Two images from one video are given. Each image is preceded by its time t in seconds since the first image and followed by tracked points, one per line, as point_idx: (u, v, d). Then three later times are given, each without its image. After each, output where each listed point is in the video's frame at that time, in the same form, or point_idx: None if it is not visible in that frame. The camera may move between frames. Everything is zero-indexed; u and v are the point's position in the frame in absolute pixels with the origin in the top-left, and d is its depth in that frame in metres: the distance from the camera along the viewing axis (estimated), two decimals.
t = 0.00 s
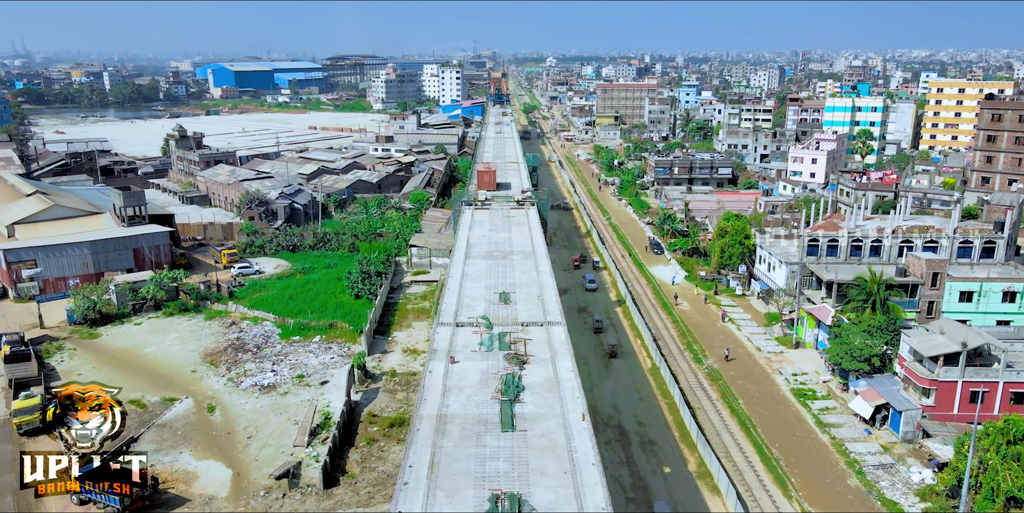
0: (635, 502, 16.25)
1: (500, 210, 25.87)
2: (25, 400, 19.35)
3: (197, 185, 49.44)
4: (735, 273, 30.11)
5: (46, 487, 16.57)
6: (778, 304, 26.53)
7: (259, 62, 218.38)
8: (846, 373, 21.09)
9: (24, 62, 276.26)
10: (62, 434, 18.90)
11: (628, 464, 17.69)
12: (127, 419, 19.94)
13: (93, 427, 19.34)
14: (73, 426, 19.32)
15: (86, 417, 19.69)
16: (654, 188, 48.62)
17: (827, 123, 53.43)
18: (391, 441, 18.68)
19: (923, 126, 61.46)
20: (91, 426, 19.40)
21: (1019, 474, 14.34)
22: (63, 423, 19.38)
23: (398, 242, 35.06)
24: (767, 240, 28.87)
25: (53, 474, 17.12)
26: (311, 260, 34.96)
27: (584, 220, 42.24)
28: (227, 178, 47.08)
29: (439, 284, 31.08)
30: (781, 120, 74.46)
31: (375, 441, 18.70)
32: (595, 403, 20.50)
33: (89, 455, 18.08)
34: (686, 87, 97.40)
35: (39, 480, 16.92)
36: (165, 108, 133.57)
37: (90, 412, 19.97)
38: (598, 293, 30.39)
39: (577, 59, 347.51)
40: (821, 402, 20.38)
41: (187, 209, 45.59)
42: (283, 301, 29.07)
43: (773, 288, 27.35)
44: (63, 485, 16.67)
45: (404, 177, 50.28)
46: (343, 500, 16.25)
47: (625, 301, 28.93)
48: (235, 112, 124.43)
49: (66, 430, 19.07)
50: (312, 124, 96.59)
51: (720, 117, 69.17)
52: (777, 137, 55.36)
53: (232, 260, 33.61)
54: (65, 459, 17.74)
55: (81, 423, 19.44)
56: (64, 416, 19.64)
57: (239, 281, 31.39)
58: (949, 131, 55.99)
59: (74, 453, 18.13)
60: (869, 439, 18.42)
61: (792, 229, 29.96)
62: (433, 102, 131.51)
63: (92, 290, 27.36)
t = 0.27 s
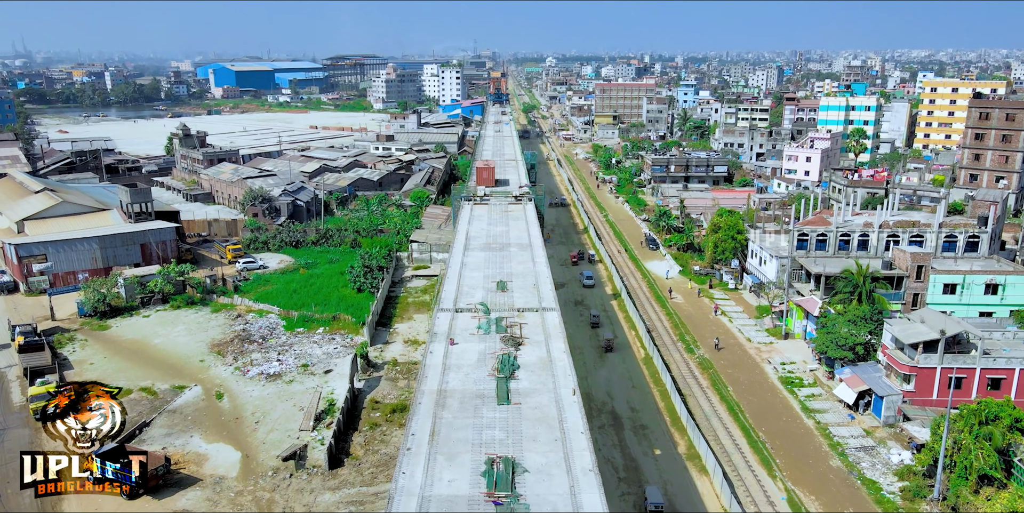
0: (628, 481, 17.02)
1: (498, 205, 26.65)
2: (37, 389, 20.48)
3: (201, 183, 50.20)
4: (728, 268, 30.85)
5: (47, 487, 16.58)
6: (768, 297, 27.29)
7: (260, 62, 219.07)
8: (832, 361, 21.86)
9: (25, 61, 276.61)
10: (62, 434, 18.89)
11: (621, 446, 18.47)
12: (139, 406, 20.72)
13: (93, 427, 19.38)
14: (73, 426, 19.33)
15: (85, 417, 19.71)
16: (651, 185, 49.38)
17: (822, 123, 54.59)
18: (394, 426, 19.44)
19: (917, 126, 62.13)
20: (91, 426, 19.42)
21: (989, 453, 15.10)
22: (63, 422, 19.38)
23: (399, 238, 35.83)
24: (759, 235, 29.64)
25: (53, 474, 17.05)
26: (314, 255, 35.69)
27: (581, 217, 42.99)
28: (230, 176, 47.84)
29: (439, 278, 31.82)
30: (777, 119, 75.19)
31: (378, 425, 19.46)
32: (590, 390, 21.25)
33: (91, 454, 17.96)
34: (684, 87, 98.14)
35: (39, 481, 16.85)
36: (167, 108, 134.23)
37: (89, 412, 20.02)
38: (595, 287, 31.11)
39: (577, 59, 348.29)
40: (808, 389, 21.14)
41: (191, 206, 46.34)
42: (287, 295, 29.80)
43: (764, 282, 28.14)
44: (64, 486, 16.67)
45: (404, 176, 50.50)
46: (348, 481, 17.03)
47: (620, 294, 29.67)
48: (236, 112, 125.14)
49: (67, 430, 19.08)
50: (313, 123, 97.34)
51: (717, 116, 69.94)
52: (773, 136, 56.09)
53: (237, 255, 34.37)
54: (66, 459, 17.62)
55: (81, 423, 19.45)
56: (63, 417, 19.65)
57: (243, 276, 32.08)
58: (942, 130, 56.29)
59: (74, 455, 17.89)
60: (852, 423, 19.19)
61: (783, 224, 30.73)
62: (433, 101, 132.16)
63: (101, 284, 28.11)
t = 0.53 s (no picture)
0: (619, 460, 17.87)
1: (496, 200, 27.53)
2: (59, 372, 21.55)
3: (204, 181, 51.02)
4: (721, 261, 31.67)
5: (46, 487, 16.78)
6: (759, 289, 28.11)
7: (261, 62, 219.71)
8: (818, 349, 22.71)
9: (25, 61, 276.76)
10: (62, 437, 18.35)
11: (613, 428, 19.33)
12: (151, 392, 21.57)
13: (92, 427, 18.62)
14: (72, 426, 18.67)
15: (85, 417, 19.01)
16: (648, 183, 50.21)
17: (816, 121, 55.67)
18: (396, 410, 20.30)
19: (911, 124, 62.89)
20: (91, 426, 18.69)
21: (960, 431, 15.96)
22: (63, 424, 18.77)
23: (401, 234, 36.68)
24: (750, 230, 30.47)
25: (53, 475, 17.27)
26: (317, 250, 36.51)
27: (579, 214, 43.81)
28: (234, 173, 48.67)
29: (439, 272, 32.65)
30: (773, 118, 76.01)
31: (381, 409, 20.31)
32: (584, 377, 22.09)
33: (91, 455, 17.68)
34: (681, 86, 98.98)
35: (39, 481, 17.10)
36: (168, 108, 134.89)
37: (90, 412, 19.34)
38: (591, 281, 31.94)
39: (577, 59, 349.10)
40: (794, 375, 21.98)
41: (195, 203, 47.16)
42: (291, 288, 30.62)
43: (755, 275, 28.97)
44: (63, 486, 16.84)
45: (405, 174, 51.34)
46: (353, 460, 17.89)
47: (615, 287, 30.49)
48: (237, 112, 125.91)
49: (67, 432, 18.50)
50: (314, 123, 98.13)
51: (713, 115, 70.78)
52: (768, 134, 56.91)
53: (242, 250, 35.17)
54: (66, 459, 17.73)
55: (81, 424, 18.76)
56: (63, 418, 19.03)
57: (249, 270, 32.88)
58: (936, 129, 56.95)
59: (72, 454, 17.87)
60: (835, 407, 20.04)
61: (774, 219, 31.59)
62: (433, 101, 132.89)
63: (111, 277, 28.94)
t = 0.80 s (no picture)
0: (612, 441, 18.73)
1: (496, 195, 28.41)
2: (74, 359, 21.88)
3: (208, 178, 51.86)
4: (714, 256, 32.51)
5: (46, 487, 16.49)
6: (750, 282, 28.95)
7: (261, 62, 220.63)
8: (805, 338, 23.56)
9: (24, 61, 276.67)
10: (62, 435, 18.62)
11: (606, 412, 20.19)
12: (162, 378, 22.42)
13: (93, 427, 18.99)
14: (73, 426, 18.89)
15: (85, 416, 19.23)
16: (645, 181, 51.08)
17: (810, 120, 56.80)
18: (399, 395, 21.15)
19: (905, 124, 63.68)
20: (91, 426, 19.00)
21: (934, 411, 16.80)
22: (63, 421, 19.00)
23: (402, 230, 37.55)
24: (743, 225, 31.33)
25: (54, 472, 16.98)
26: (320, 246, 37.35)
27: (576, 210, 44.71)
28: (238, 171, 49.52)
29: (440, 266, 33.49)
30: (770, 117, 76.85)
31: (384, 394, 21.17)
32: (579, 365, 22.95)
33: (91, 455, 17.82)
34: (679, 86, 99.84)
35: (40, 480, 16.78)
36: (170, 107, 135.72)
37: (90, 411, 19.49)
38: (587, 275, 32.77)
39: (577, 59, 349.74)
40: (782, 363, 22.84)
41: (200, 200, 47.98)
42: (296, 281, 31.46)
43: (746, 268, 29.83)
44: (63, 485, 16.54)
45: (406, 172, 52.22)
46: (358, 441, 18.75)
47: (610, 281, 31.36)
48: (238, 111, 126.75)
49: (66, 431, 18.76)
50: (315, 122, 98.98)
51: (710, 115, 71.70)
52: (763, 133, 57.81)
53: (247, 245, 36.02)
54: (66, 458, 17.45)
55: (81, 423, 18.99)
56: (62, 416, 19.16)
57: (254, 264, 33.69)
58: (929, 128, 57.32)
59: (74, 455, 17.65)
60: (820, 392, 20.91)
61: (766, 215, 32.44)
62: (433, 101, 133.71)
63: (121, 270, 29.77)
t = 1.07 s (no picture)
0: (606, 423, 19.60)
1: (495, 190, 29.28)
2: (88, 347, 22.47)
3: (213, 176, 52.72)
4: (708, 250, 33.37)
5: (46, 487, 16.57)
6: (742, 275, 29.79)
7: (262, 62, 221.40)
8: (793, 327, 24.41)
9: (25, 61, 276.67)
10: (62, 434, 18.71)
11: (601, 397, 21.06)
12: (174, 365, 23.28)
13: (94, 427, 19.22)
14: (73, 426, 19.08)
15: (86, 417, 19.54)
16: (642, 178, 51.93)
17: (805, 118, 57.71)
18: (401, 381, 22.00)
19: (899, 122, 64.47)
20: (92, 426, 19.24)
21: (912, 393, 17.65)
22: (63, 420, 19.18)
23: (403, 226, 38.38)
24: (735, 220, 32.19)
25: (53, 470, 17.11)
26: (323, 241, 38.20)
27: (574, 207, 45.58)
28: (241, 169, 50.37)
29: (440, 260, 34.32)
30: (767, 116, 77.69)
31: (387, 380, 22.02)
32: (575, 353, 23.82)
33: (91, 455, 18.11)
34: (678, 86, 100.69)
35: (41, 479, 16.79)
36: (172, 107, 136.52)
37: (91, 412, 19.85)
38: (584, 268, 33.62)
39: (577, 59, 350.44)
40: (770, 351, 23.71)
41: (205, 197, 48.84)
42: (300, 275, 32.30)
43: (739, 262, 30.69)
44: (63, 486, 16.72)
45: (407, 169, 52.81)
46: (362, 424, 19.60)
47: (607, 275, 32.21)
48: (240, 111, 127.62)
49: (66, 430, 18.88)
50: (316, 121, 99.86)
51: (707, 114, 72.57)
52: (759, 131, 58.67)
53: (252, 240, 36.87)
54: (66, 459, 17.61)
55: (81, 423, 19.26)
56: (62, 416, 19.36)
57: (259, 259, 34.52)
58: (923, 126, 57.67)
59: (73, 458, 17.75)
60: (806, 379, 21.76)
61: (758, 210, 33.30)
62: (433, 100, 134.55)
63: (131, 264, 30.60)
